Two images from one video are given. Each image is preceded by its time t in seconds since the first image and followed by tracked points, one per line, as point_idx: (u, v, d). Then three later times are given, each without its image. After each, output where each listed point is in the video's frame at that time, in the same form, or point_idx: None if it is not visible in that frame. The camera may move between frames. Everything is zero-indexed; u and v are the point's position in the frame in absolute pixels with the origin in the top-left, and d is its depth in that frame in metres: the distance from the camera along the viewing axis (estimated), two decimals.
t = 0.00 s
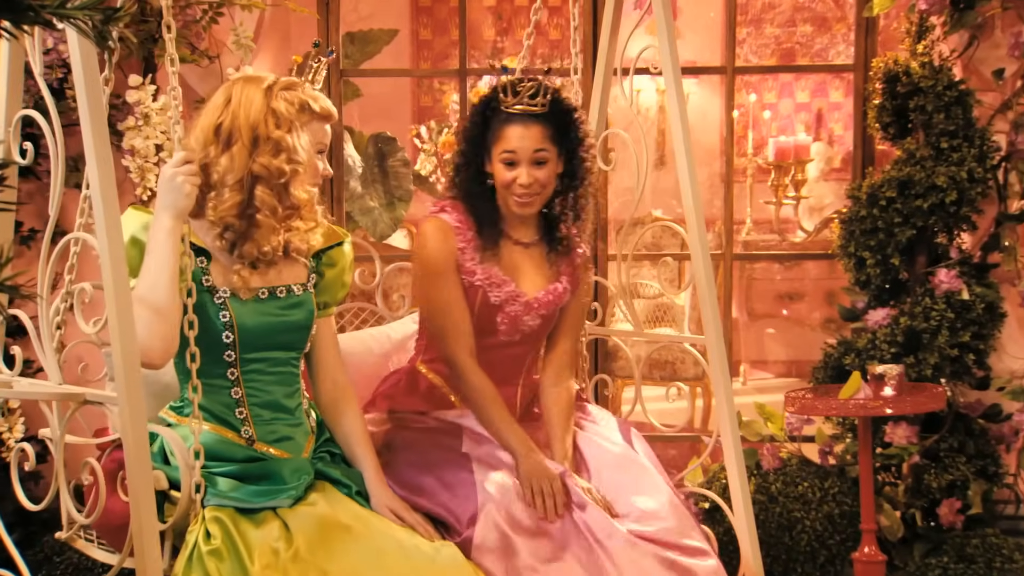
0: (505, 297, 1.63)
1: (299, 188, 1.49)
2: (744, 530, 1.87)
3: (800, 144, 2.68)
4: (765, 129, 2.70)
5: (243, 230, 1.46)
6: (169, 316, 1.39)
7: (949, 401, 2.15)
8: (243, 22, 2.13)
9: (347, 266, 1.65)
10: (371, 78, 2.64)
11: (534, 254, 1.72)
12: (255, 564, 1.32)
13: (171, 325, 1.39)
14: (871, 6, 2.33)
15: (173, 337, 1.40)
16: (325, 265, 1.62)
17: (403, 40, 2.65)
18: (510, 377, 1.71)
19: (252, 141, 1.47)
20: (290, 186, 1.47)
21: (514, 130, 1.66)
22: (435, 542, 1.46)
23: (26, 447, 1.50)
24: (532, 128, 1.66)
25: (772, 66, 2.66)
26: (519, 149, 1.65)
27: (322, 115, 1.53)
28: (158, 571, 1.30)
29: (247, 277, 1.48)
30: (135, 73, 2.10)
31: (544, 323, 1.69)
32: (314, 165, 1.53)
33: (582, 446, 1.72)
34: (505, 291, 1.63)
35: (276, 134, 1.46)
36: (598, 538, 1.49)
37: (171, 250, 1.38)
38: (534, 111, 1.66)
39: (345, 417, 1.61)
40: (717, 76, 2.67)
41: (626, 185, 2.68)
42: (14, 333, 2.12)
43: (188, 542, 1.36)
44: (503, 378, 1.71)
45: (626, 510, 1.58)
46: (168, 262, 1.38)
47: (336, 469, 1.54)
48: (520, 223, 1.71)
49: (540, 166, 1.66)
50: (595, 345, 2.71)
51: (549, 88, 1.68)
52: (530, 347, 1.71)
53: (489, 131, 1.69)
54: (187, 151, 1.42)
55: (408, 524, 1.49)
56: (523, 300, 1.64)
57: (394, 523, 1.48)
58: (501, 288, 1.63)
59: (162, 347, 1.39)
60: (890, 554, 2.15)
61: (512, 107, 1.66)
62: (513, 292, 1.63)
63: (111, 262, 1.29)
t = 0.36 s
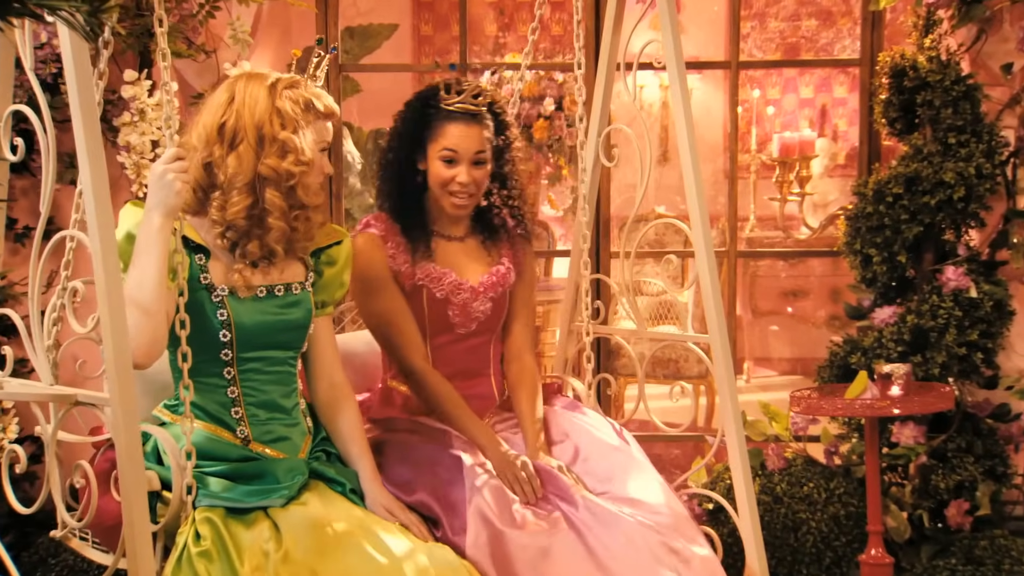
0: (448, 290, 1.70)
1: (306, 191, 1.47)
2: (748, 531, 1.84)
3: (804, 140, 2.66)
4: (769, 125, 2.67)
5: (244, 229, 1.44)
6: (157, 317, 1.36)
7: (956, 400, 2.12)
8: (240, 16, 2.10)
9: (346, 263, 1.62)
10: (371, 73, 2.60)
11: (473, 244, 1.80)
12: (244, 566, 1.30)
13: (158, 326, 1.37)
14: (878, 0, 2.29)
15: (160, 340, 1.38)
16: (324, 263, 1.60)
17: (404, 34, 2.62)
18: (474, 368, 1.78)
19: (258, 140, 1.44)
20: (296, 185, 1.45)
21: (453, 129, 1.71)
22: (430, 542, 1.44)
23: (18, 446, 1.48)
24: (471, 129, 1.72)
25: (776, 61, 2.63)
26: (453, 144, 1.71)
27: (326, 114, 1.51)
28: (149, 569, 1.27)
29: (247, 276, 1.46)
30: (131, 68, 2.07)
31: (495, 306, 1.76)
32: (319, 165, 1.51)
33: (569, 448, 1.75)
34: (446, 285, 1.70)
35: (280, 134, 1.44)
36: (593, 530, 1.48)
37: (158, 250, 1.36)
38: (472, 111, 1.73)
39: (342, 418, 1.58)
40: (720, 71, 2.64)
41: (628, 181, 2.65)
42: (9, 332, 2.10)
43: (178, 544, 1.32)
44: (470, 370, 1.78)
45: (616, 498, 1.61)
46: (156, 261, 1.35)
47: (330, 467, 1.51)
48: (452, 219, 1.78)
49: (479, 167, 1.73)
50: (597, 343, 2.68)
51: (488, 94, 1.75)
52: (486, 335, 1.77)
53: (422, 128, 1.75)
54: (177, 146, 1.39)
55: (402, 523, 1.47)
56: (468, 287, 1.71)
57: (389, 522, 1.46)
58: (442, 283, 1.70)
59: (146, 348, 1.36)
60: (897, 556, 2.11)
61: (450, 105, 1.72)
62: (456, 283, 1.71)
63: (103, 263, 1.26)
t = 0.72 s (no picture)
0: (448, 292, 1.70)
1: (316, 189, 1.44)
2: (753, 533, 1.79)
3: (810, 139, 2.63)
4: (773, 123, 2.64)
5: (251, 226, 1.40)
6: (159, 319, 1.32)
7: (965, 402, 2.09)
8: (238, 13, 2.07)
9: (350, 266, 1.58)
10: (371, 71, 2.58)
11: (469, 243, 1.81)
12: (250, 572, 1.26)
13: (161, 329, 1.33)
14: None
15: (164, 344, 1.34)
16: (328, 264, 1.57)
17: (406, 31, 2.59)
18: (483, 371, 1.77)
19: (268, 137, 1.41)
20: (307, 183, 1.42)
21: (410, 124, 1.71)
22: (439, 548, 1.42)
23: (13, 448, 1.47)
24: (426, 119, 1.71)
25: (781, 58, 2.60)
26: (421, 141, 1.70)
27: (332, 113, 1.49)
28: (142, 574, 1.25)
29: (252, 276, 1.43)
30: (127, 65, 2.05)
31: (495, 306, 1.76)
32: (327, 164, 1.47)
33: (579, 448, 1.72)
34: (445, 287, 1.70)
35: (291, 135, 1.41)
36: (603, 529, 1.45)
37: (158, 251, 1.32)
38: (421, 102, 1.72)
39: (346, 420, 1.55)
40: (725, 68, 2.60)
41: (632, 179, 2.62)
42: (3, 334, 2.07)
43: (181, 550, 1.29)
44: (474, 374, 1.76)
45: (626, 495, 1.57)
46: (155, 262, 1.31)
47: (335, 471, 1.47)
48: (444, 220, 1.79)
49: (444, 153, 1.71)
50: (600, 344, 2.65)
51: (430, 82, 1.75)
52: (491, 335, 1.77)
53: (383, 138, 1.76)
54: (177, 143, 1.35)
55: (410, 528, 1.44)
56: (468, 287, 1.71)
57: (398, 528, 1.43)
58: (441, 285, 1.70)
59: (148, 351, 1.33)
60: (905, 560, 2.08)
61: (399, 106, 1.73)
62: (454, 285, 1.70)
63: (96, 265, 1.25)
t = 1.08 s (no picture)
0: (478, 300, 1.66)
1: (316, 182, 1.41)
2: (757, 541, 1.77)
3: (814, 139, 2.58)
4: (775, 123, 2.61)
5: (252, 222, 1.37)
6: (157, 325, 1.29)
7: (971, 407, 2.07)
8: (234, 11, 2.04)
9: (360, 272, 1.56)
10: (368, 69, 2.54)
11: (500, 247, 1.78)
12: None
13: (158, 334, 1.29)
14: None
15: (161, 349, 1.30)
16: (337, 270, 1.54)
17: (405, 30, 2.56)
18: (505, 380, 1.73)
19: (262, 129, 1.37)
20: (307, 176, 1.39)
21: (426, 127, 1.70)
22: (449, 559, 1.38)
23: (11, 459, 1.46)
24: (439, 119, 1.70)
25: (784, 58, 2.56)
26: (437, 141, 1.68)
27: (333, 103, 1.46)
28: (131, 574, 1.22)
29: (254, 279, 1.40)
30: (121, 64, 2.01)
31: (524, 316, 1.72)
32: (326, 157, 1.44)
33: (592, 448, 1.69)
34: (475, 294, 1.66)
35: (284, 121, 1.37)
36: (616, 538, 1.42)
37: (155, 254, 1.27)
38: (429, 103, 1.70)
39: (354, 430, 1.52)
40: (726, 67, 2.57)
41: (633, 180, 2.59)
42: None
43: (182, 559, 1.26)
44: (496, 385, 1.73)
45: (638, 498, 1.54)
46: (153, 265, 1.27)
47: (339, 481, 1.44)
48: (474, 223, 1.78)
49: (462, 150, 1.69)
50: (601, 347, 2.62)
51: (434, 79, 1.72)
52: (518, 344, 1.73)
53: (401, 147, 1.75)
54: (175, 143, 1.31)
55: (420, 538, 1.41)
56: (499, 296, 1.67)
57: (407, 538, 1.39)
58: (472, 292, 1.66)
59: (145, 357, 1.29)
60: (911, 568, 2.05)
61: (409, 112, 1.71)
62: (485, 292, 1.66)
63: (86, 268, 1.22)
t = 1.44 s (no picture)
0: (505, 306, 1.62)
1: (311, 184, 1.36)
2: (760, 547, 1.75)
3: (816, 140, 2.56)
4: (777, 125, 2.57)
5: (246, 228, 1.34)
6: (147, 331, 1.24)
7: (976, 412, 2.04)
8: (227, 10, 2.00)
9: (362, 277, 1.52)
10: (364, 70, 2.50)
11: (527, 250, 1.73)
12: None
13: (149, 341, 1.24)
14: None
15: (153, 357, 1.25)
16: (337, 275, 1.51)
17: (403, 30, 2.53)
18: (524, 388, 1.70)
19: (252, 130, 1.34)
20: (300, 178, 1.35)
21: (462, 125, 1.66)
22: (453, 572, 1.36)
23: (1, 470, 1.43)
24: (476, 117, 1.66)
25: (786, 58, 2.53)
26: (474, 139, 1.65)
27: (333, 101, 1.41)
28: None
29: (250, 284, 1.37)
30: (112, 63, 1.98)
31: (549, 323, 1.69)
32: (321, 159, 1.40)
33: (602, 456, 1.66)
34: (503, 299, 1.62)
35: (272, 122, 1.34)
36: (628, 553, 1.40)
37: (145, 257, 1.24)
38: (467, 99, 1.66)
39: (354, 438, 1.49)
40: (725, 67, 2.53)
41: (633, 182, 2.56)
42: None
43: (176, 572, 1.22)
44: (515, 393, 1.69)
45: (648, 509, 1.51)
46: (142, 270, 1.23)
47: (338, 492, 1.41)
48: (503, 222, 1.73)
49: (500, 150, 1.65)
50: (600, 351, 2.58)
51: (471, 74, 1.68)
52: (541, 352, 1.69)
53: (433, 144, 1.70)
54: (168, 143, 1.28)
55: (422, 551, 1.38)
56: (526, 303, 1.63)
57: (409, 550, 1.37)
58: (499, 297, 1.62)
59: (135, 365, 1.25)
60: None
61: (445, 108, 1.67)
62: (513, 297, 1.63)
63: (70, 273, 1.20)
